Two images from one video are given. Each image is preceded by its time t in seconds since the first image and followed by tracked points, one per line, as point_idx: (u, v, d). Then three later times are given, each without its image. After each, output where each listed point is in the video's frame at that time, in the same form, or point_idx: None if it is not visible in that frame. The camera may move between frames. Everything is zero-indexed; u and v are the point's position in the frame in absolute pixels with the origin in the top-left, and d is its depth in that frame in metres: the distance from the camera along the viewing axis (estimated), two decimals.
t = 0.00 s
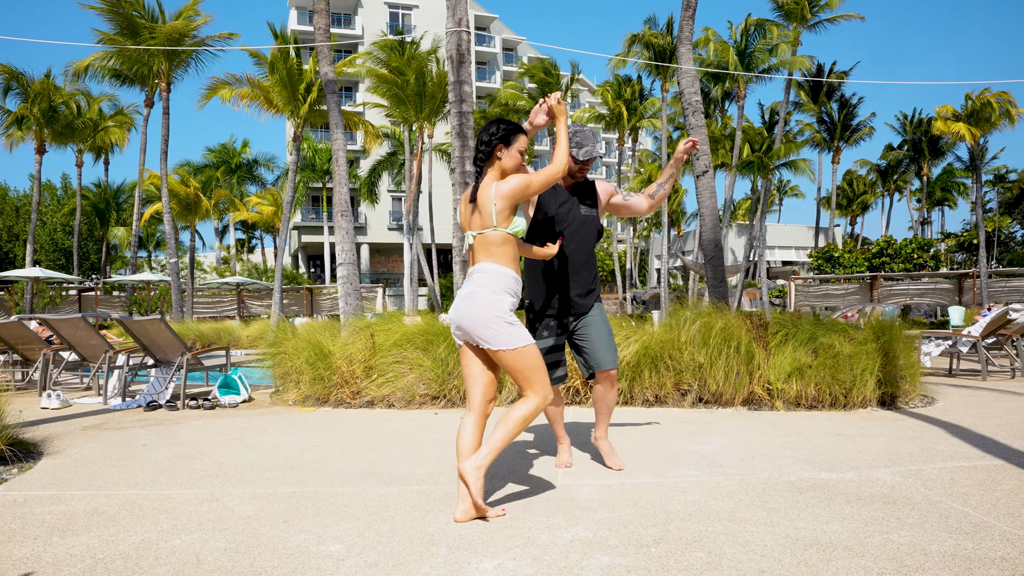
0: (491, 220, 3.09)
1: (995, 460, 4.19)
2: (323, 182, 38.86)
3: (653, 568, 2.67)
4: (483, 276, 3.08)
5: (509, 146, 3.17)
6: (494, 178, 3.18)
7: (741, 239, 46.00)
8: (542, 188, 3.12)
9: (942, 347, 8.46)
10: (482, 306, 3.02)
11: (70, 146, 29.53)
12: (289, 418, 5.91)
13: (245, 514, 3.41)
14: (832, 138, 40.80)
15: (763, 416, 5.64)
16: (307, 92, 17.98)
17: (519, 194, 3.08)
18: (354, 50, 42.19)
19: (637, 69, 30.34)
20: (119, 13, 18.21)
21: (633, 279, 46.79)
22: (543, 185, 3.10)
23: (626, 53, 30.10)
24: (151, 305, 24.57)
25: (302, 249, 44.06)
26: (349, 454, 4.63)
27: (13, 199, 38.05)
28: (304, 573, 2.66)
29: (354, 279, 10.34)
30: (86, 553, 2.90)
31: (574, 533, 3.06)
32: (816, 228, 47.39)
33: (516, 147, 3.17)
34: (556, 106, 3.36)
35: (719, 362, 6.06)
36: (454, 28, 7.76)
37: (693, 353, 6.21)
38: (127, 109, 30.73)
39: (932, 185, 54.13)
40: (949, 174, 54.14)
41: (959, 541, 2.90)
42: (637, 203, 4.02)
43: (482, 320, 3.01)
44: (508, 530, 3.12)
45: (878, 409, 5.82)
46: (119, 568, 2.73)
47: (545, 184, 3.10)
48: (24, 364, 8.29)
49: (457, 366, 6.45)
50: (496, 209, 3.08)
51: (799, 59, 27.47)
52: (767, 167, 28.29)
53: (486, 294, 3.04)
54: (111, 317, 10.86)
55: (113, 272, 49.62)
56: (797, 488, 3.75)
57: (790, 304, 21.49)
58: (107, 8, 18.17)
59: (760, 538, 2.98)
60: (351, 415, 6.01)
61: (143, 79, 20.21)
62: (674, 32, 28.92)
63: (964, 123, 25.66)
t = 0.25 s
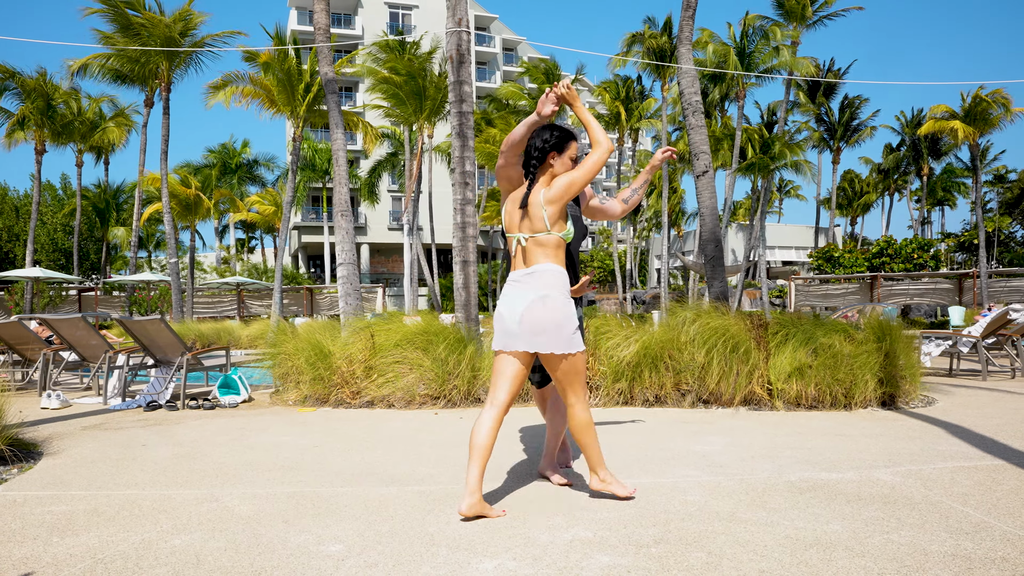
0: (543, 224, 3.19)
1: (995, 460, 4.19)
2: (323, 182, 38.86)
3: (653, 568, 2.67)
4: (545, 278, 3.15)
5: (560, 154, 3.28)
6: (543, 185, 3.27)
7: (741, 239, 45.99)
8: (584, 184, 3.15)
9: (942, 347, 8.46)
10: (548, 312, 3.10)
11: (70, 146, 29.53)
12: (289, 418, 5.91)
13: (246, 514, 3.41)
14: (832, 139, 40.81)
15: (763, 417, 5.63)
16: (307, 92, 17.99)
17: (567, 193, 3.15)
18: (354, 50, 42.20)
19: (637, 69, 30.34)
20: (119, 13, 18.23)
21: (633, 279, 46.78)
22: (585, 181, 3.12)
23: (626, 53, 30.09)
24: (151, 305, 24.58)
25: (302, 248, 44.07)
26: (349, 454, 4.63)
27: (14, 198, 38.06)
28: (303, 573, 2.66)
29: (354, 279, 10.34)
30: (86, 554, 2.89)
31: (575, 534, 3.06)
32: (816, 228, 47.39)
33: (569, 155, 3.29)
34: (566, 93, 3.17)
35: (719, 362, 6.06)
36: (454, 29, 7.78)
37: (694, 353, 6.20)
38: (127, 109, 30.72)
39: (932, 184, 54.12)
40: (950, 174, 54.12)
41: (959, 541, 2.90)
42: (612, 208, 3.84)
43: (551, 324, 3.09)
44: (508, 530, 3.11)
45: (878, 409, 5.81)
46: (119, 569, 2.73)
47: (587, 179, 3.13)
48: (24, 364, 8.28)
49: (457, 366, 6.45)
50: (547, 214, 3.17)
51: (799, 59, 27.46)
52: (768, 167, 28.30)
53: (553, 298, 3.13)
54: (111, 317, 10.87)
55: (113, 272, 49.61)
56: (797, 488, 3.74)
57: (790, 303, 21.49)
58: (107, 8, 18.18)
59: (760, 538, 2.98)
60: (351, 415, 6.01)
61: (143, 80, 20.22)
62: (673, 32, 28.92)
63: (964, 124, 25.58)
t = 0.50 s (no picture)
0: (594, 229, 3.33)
1: (992, 460, 4.21)
2: (323, 182, 38.90)
3: (652, 566, 2.69)
4: (604, 274, 3.28)
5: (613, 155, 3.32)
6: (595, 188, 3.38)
7: (740, 240, 46.03)
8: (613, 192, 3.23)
9: (940, 347, 8.48)
10: (606, 307, 3.25)
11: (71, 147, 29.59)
12: (289, 418, 5.92)
13: (247, 513, 3.44)
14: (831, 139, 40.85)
15: (762, 416, 5.64)
16: (307, 92, 18.02)
17: (607, 199, 3.27)
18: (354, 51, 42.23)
19: (636, 70, 30.37)
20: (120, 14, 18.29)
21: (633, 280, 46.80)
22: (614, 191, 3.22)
23: (625, 53, 30.12)
24: (152, 305, 24.63)
25: (302, 249, 44.14)
26: (349, 454, 4.65)
27: (15, 199, 38.12)
28: (305, 572, 2.68)
29: (354, 279, 10.36)
30: (88, 552, 2.92)
31: (574, 533, 3.08)
32: (815, 228, 47.43)
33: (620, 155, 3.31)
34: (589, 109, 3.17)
35: (718, 362, 6.09)
36: (454, 30, 7.79)
37: (693, 353, 6.22)
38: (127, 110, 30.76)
39: (931, 185, 54.14)
40: (949, 174, 54.16)
41: (957, 540, 2.92)
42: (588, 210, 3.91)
43: (609, 318, 3.23)
44: (508, 529, 3.13)
45: (877, 409, 5.83)
46: (121, 567, 2.75)
47: (616, 189, 3.21)
48: (26, 364, 8.31)
49: (457, 367, 6.48)
50: (593, 219, 3.32)
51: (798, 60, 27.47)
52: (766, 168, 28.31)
53: (610, 291, 3.27)
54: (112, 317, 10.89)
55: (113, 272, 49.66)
56: (796, 487, 3.76)
57: (788, 303, 21.53)
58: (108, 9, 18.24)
59: (758, 537, 3.00)
60: (351, 415, 6.03)
61: (143, 81, 20.28)
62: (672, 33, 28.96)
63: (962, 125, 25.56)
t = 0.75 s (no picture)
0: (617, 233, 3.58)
1: (991, 459, 4.22)
2: (324, 183, 38.92)
3: (651, 565, 2.70)
4: (626, 277, 3.49)
5: (643, 162, 3.54)
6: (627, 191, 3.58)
7: (740, 240, 46.07)
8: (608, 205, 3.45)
9: (938, 347, 8.51)
10: (623, 308, 3.44)
11: (71, 147, 29.65)
12: (290, 418, 5.95)
13: (248, 513, 3.44)
14: (830, 139, 40.90)
15: (761, 416, 5.66)
16: (308, 93, 18.05)
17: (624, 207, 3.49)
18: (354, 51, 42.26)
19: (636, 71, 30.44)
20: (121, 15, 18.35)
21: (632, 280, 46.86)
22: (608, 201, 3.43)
23: (624, 54, 30.18)
24: (153, 305, 24.65)
25: (302, 249, 44.21)
26: (350, 454, 4.67)
27: (15, 199, 38.15)
28: (305, 571, 2.69)
29: (354, 280, 10.36)
30: (90, 552, 2.93)
31: (574, 532, 3.10)
32: (814, 229, 47.49)
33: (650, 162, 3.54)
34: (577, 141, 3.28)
35: (717, 362, 6.10)
36: (454, 31, 7.80)
37: (692, 352, 6.23)
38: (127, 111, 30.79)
39: (930, 185, 54.18)
40: (948, 175, 54.20)
41: (955, 539, 2.93)
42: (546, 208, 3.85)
43: (627, 318, 3.42)
44: (508, 528, 3.15)
45: (875, 409, 5.85)
46: (123, 566, 2.76)
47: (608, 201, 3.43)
48: (27, 364, 8.31)
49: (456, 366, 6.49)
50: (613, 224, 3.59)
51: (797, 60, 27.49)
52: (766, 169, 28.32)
53: (628, 294, 3.46)
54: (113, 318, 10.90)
55: (113, 272, 49.71)
56: (795, 487, 3.77)
57: (788, 303, 21.57)
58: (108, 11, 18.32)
59: (757, 536, 3.01)
60: (351, 415, 6.04)
61: (144, 81, 20.40)
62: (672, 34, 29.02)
63: (960, 126, 25.53)
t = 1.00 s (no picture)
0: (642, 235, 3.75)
1: (994, 460, 4.20)
2: (324, 182, 38.87)
3: (652, 567, 2.68)
4: (647, 275, 3.60)
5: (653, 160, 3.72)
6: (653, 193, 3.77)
7: (741, 240, 45.99)
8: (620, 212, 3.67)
9: (941, 347, 8.48)
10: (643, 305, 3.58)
11: (70, 146, 29.62)
12: (290, 418, 5.93)
13: (246, 514, 3.42)
14: (832, 138, 40.82)
15: (763, 416, 5.65)
16: (306, 92, 17.99)
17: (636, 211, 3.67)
18: (354, 50, 42.21)
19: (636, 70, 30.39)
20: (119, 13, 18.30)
21: (633, 280, 46.79)
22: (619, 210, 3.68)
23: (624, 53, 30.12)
24: (152, 305, 24.60)
25: (302, 249, 44.17)
26: (350, 454, 4.65)
27: (14, 198, 38.10)
28: (304, 573, 2.67)
29: (354, 279, 10.34)
30: (87, 553, 2.91)
31: (574, 533, 3.07)
32: (815, 228, 47.41)
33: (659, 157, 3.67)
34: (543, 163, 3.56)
35: (718, 362, 6.07)
36: (454, 29, 7.76)
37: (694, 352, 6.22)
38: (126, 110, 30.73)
39: (932, 184, 54.09)
40: (950, 174, 54.11)
41: (958, 540, 2.91)
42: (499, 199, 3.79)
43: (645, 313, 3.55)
44: (508, 529, 3.13)
45: (877, 409, 5.83)
46: (120, 568, 2.74)
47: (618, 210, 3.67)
48: (25, 364, 8.30)
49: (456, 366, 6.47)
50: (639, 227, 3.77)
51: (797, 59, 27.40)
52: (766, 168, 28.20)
53: (645, 291, 3.58)
54: (113, 317, 10.88)
55: (113, 272, 49.67)
56: (797, 487, 3.75)
57: (790, 303, 21.50)
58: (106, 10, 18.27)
59: (758, 537, 2.99)
60: (351, 415, 6.02)
61: (143, 80, 20.39)
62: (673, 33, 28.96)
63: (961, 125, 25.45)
